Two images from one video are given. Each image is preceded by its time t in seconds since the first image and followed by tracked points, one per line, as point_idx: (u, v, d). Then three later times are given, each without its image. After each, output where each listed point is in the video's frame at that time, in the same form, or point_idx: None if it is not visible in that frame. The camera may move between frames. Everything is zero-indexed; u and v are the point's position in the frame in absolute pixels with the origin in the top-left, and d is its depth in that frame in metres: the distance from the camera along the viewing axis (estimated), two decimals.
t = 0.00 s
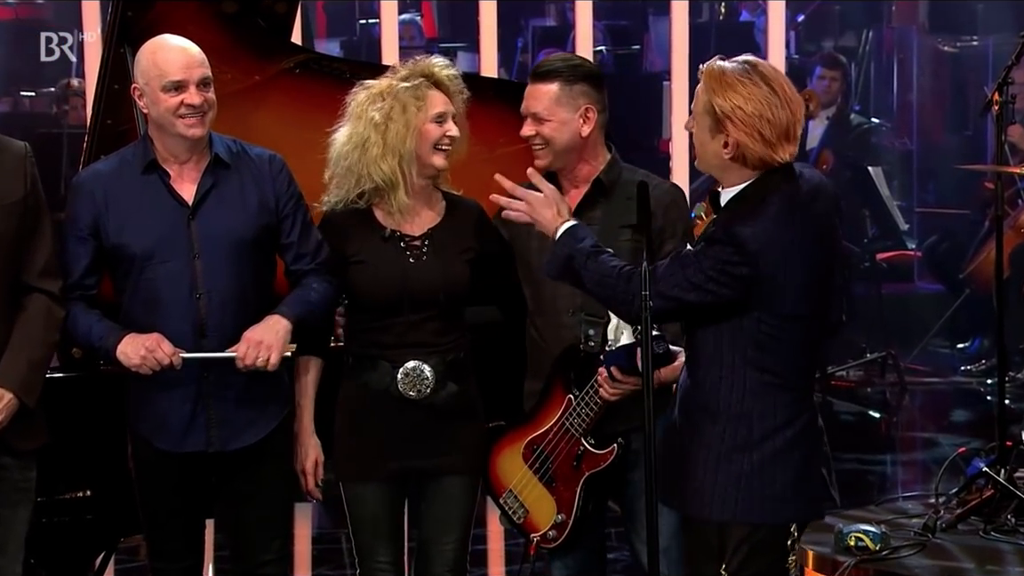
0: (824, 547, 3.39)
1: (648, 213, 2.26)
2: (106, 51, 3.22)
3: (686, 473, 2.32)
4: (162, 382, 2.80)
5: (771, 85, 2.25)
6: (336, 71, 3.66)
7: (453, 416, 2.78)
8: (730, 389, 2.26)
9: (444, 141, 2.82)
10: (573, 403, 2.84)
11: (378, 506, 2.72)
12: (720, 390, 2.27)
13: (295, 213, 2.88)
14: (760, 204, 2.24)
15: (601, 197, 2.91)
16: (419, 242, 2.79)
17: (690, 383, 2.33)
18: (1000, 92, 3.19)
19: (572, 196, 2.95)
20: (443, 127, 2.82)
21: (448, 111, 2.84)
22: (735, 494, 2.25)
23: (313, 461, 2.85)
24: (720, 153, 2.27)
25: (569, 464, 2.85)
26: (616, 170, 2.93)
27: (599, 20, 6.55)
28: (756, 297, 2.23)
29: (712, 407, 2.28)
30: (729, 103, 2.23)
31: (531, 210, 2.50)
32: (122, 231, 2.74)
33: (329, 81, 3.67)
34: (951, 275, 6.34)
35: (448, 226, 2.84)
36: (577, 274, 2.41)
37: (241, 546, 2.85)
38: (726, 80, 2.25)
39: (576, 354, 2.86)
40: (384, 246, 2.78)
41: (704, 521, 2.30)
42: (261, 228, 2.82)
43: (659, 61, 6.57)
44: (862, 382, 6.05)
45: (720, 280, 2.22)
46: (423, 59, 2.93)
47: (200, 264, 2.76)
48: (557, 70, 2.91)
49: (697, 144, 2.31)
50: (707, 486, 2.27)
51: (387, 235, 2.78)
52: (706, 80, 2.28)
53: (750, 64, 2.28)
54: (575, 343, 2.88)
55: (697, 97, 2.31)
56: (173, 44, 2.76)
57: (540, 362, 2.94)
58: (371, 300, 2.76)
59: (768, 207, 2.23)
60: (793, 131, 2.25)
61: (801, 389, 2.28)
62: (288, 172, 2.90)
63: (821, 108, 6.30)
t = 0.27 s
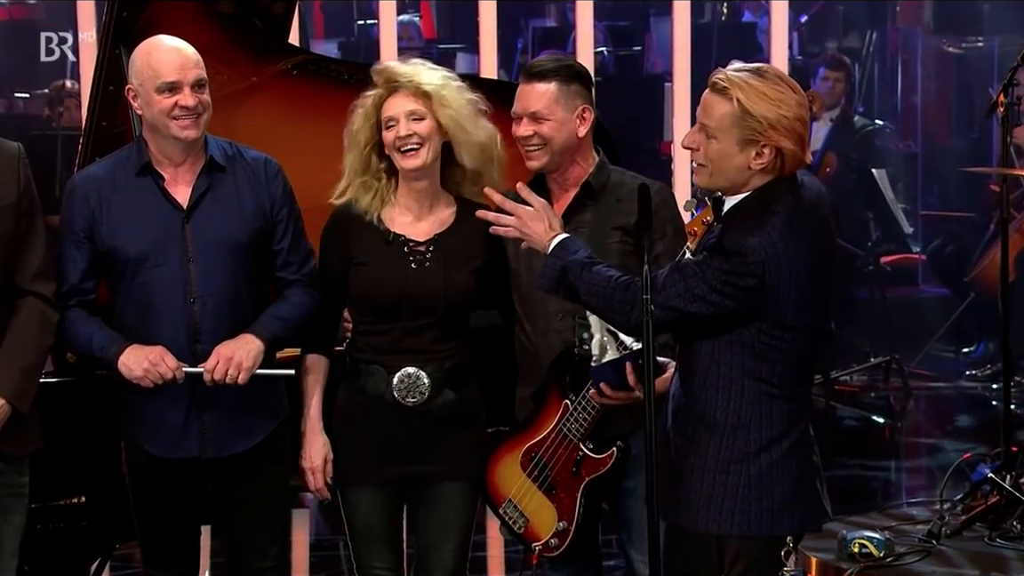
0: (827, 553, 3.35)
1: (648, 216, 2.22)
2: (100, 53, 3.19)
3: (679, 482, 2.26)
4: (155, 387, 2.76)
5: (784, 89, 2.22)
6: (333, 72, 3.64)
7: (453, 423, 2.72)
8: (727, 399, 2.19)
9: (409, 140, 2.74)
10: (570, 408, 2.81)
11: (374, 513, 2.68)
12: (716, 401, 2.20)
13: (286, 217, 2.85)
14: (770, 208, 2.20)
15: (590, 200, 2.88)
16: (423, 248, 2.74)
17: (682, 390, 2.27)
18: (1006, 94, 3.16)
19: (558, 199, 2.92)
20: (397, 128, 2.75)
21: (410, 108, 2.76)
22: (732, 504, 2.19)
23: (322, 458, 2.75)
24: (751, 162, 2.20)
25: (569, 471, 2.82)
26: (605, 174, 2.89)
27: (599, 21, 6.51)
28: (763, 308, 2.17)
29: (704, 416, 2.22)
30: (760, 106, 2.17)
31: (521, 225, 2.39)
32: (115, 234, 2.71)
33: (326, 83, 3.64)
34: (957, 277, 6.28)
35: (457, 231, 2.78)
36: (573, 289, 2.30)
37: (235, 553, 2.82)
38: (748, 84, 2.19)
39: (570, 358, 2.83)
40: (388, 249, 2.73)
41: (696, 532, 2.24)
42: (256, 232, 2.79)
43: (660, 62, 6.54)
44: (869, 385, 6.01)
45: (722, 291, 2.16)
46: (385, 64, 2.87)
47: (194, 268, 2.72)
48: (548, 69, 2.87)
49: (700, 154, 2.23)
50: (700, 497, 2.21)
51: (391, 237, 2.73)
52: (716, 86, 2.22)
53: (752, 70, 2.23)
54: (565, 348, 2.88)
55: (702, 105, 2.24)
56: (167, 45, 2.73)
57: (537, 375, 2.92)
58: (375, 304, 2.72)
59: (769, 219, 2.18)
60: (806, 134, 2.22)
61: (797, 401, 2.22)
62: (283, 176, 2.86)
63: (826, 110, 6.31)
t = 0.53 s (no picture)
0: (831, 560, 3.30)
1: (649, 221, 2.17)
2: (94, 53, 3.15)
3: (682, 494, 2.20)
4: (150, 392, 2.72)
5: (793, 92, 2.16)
6: (331, 72, 3.58)
7: (455, 430, 2.68)
8: (736, 408, 2.14)
9: (414, 146, 2.71)
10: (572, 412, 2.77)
11: (377, 521, 2.65)
12: (724, 411, 2.15)
13: (283, 219, 2.80)
14: (781, 216, 2.14)
15: (585, 203, 2.83)
16: (429, 250, 2.70)
17: (681, 399, 2.21)
18: (1013, 94, 3.11)
19: (550, 203, 2.86)
20: (401, 134, 2.72)
21: (415, 114, 2.73)
22: (750, 515, 2.15)
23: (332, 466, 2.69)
24: (752, 167, 2.14)
25: (570, 477, 2.78)
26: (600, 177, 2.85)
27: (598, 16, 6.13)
28: (778, 318, 2.13)
29: (711, 426, 2.16)
30: (761, 108, 2.12)
31: (503, 240, 2.34)
32: (111, 238, 2.67)
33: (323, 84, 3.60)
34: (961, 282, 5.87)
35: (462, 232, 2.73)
36: (573, 304, 2.23)
37: (232, 560, 2.77)
38: (753, 85, 2.15)
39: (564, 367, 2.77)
40: (393, 253, 2.70)
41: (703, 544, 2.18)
42: (252, 236, 2.75)
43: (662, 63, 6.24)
44: (870, 393, 5.68)
45: (743, 301, 2.10)
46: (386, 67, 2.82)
47: (190, 272, 2.69)
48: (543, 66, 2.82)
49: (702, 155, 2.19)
50: (711, 508, 2.16)
51: (395, 241, 2.70)
52: (722, 87, 2.17)
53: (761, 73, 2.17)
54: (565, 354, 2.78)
55: (706, 105, 2.19)
56: (163, 45, 2.69)
57: (531, 383, 2.81)
58: (383, 311, 2.68)
59: (789, 226, 2.13)
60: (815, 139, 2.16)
61: (800, 400, 2.19)
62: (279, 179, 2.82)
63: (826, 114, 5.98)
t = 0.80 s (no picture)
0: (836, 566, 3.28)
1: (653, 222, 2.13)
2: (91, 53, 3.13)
3: (686, 506, 2.15)
4: (145, 395, 2.68)
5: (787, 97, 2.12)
6: (329, 72, 3.56)
7: (455, 434, 2.65)
8: (740, 416, 2.10)
9: (416, 143, 2.66)
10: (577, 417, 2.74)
11: (376, 528, 2.61)
12: (728, 418, 2.11)
13: (280, 223, 2.78)
14: (781, 220, 2.10)
15: (589, 204, 2.81)
16: (427, 253, 2.66)
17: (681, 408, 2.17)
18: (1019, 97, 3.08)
19: (553, 203, 2.82)
20: (401, 133, 2.67)
21: (412, 111, 2.68)
22: (757, 524, 2.11)
23: (324, 474, 2.67)
24: (747, 172, 2.10)
25: (574, 482, 2.74)
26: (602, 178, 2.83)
27: None
28: (781, 323, 2.09)
29: (715, 435, 2.12)
30: (754, 111, 2.08)
31: (486, 254, 2.25)
32: (107, 241, 2.63)
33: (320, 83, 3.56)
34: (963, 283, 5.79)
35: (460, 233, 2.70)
36: (567, 316, 2.18)
37: (229, 565, 2.74)
38: (746, 89, 2.10)
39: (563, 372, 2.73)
40: (389, 256, 2.66)
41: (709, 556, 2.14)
42: (249, 240, 2.72)
43: (664, 63, 5.99)
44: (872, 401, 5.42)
45: (747, 309, 2.06)
46: (376, 67, 2.78)
47: (185, 276, 2.65)
48: (553, 65, 2.81)
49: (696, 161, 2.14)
50: (719, 519, 2.12)
51: (392, 244, 2.66)
52: (715, 92, 2.13)
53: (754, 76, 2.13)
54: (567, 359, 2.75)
55: (699, 111, 2.15)
56: (160, 48, 2.65)
57: (534, 387, 2.80)
58: (379, 315, 2.65)
59: (790, 229, 2.09)
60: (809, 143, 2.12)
61: (795, 404, 2.16)
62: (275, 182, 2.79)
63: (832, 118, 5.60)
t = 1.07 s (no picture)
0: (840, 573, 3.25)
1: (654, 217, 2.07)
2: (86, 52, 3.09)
3: (685, 516, 2.10)
4: (138, 395, 2.64)
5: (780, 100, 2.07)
6: (329, 72, 3.52)
7: (452, 438, 2.61)
8: (744, 423, 2.06)
9: (406, 142, 2.64)
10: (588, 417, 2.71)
11: (372, 532, 2.58)
12: (731, 425, 2.06)
13: (276, 226, 2.74)
14: (781, 223, 2.06)
15: (597, 202, 2.86)
16: (417, 253, 2.63)
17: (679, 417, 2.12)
18: None
19: (559, 203, 2.87)
20: (390, 131, 2.65)
21: (400, 110, 2.67)
22: (760, 533, 2.07)
23: (324, 481, 2.61)
24: (733, 175, 2.06)
25: (583, 484, 2.72)
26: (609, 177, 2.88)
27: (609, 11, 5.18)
28: (783, 327, 2.06)
29: (718, 444, 2.07)
30: (741, 114, 2.04)
31: (473, 278, 2.17)
32: (99, 244, 2.59)
33: (316, 83, 3.53)
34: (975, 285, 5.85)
35: (450, 234, 2.67)
36: (567, 335, 2.11)
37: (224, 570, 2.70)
38: (737, 90, 2.06)
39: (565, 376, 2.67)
40: (377, 258, 2.63)
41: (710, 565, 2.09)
42: (243, 241, 2.68)
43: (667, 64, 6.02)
44: (880, 401, 5.36)
45: (754, 316, 2.01)
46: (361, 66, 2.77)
47: (178, 276, 2.61)
48: (563, 63, 2.86)
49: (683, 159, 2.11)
50: (723, 530, 2.06)
51: (381, 246, 2.63)
52: (707, 90, 2.09)
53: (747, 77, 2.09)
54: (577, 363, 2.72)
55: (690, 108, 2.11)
56: (155, 51, 2.60)
57: (539, 389, 2.81)
58: (370, 317, 2.61)
59: (792, 234, 2.05)
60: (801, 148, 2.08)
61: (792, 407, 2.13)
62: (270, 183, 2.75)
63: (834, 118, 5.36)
